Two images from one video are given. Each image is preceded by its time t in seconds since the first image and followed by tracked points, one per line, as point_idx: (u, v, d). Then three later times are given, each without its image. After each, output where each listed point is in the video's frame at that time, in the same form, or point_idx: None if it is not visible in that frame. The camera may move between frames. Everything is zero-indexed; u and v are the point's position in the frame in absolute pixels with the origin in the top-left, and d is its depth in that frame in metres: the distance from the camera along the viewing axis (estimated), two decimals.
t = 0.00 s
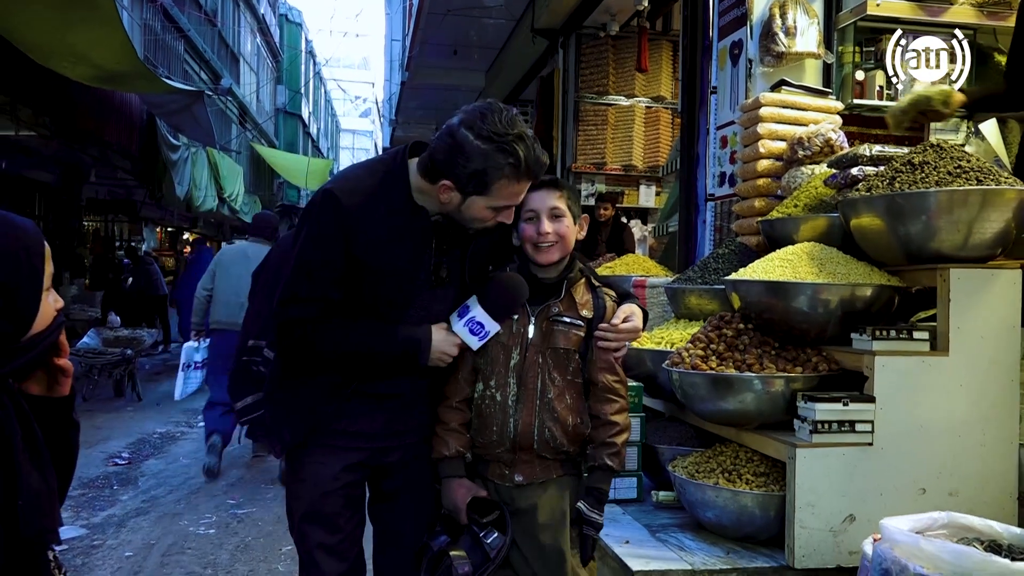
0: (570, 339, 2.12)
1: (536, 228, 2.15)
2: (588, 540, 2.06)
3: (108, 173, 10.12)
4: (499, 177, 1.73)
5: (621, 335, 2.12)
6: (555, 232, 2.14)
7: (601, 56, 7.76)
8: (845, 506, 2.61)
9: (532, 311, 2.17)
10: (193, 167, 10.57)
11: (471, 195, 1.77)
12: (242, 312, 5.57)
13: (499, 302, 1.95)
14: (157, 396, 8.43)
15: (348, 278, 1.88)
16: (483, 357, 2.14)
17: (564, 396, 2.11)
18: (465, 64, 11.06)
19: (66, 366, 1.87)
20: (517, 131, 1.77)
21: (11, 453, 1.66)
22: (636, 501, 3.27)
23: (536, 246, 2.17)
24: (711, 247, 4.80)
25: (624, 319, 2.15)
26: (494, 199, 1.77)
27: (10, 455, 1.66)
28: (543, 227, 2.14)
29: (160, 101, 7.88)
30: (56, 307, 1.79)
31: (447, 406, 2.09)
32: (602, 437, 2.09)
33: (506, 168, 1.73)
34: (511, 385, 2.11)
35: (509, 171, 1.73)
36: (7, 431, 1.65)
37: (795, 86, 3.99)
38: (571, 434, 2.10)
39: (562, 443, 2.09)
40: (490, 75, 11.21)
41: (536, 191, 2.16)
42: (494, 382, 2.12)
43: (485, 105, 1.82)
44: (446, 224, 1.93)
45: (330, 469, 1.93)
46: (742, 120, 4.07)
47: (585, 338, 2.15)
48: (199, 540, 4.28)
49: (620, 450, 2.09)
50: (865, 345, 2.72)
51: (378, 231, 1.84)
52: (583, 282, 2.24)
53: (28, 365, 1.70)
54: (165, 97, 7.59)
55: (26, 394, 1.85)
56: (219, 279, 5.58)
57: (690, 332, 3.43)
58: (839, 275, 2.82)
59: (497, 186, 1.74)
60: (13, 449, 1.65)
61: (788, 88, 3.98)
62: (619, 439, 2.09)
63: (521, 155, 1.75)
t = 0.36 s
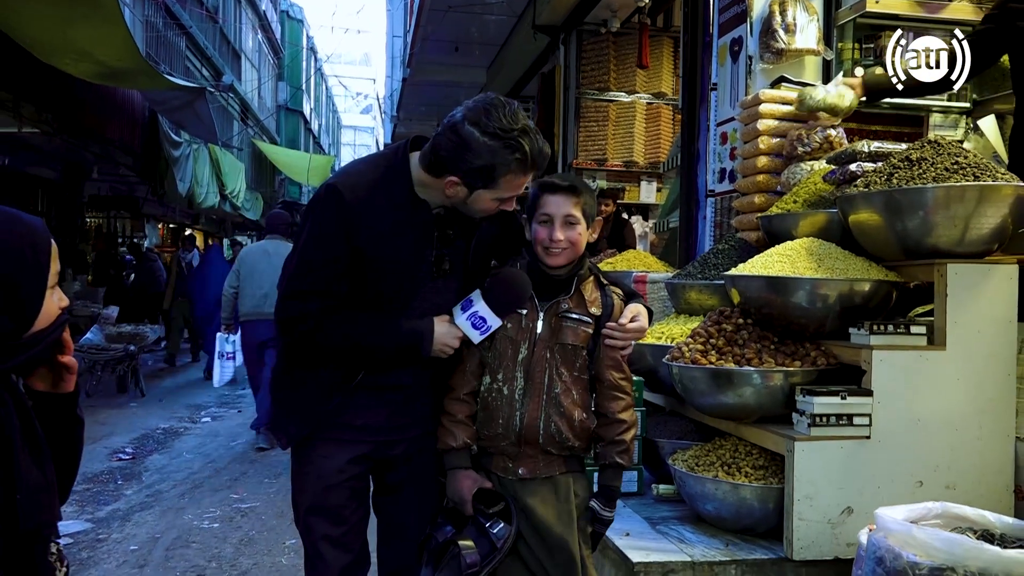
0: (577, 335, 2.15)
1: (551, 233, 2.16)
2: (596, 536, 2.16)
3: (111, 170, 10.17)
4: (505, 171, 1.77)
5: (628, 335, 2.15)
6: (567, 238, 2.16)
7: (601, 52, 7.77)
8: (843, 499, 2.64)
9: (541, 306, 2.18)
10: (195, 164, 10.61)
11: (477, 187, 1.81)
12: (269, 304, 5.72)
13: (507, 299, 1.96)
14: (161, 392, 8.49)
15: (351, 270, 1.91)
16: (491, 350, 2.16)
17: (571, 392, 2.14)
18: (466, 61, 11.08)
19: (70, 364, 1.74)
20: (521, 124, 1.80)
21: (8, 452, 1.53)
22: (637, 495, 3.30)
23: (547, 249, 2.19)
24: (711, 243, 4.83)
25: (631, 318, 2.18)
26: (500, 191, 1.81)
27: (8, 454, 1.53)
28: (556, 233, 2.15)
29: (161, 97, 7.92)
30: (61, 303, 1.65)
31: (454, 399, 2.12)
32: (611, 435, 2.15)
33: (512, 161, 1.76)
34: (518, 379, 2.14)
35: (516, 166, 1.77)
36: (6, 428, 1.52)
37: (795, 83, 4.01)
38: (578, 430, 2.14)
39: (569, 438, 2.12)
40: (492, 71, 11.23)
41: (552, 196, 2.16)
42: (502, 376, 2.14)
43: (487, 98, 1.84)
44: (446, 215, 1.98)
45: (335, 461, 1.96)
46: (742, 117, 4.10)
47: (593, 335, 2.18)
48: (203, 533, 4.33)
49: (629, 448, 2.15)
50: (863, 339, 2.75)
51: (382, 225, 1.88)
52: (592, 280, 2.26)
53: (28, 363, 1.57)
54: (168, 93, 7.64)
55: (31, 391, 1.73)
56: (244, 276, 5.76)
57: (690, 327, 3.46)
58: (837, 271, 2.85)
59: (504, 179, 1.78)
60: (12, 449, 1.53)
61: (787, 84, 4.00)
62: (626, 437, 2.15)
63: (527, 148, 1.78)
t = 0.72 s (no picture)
0: (574, 331, 2.17)
1: (553, 231, 2.18)
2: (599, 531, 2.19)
3: (111, 166, 10.17)
4: (504, 167, 1.78)
5: (626, 334, 2.17)
6: (568, 238, 2.18)
7: (601, 48, 7.76)
8: (842, 493, 2.65)
9: (538, 302, 2.20)
10: (195, 160, 10.62)
11: (475, 182, 1.82)
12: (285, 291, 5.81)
13: (508, 296, 1.98)
14: (162, 388, 8.50)
15: (353, 265, 1.93)
16: (489, 345, 2.19)
17: (568, 386, 2.15)
18: (466, 57, 11.07)
19: (69, 362, 1.75)
20: (520, 119, 1.81)
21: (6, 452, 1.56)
22: (638, 489, 3.31)
23: (547, 246, 2.21)
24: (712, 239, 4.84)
25: (629, 314, 2.19)
26: (499, 186, 1.82)
27: (6, 451, 1.55)
28: (558, 232, 2.17)
29: (161, 94, 7.92)
30: (58, 300, 1.64)
31: (452, 392, 2.13)
32: (611, 431, 2.17)
33: (510, 156, 1.77)
34: (515, 373, 2.16)
35: (515, 163, 1.78)
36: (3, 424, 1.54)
37: (795, 79, 4.05)
38: (575, 425, 2.13)
39: (565, 432, 2.12)
40: (491, 66, 11.21)
41: (558, 194, 2.18)
42: (499, 369, 2.17)
43: (487, 93, 1.85)
44: (446, 210, 2.00)
45: (339, 456, 1.97)
46: (742, 113, 4.12)
47: (591, 330, 2.19)
48: (205, 529, 4.35)
49: (628, 443, 2.16)
50: (862, 334, 2.76)
51: (383, 220, 1.89)
52: (590, 276, 2.27)
53: (25, 362, 1.58)
54: (168, 90, 7.64)
55: (30, 387, 1.75)
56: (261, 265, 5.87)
57: (690, 322, 3.48)
58: (836, 266, 2.86)
59: (503, 174, 1.79)
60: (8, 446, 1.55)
61: (787, 80, 4.05)
62: (625, 433, 2.17)
63: (525, 143, 1.79)
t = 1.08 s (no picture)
0: (576, 327, 2.15)
1: (551, 226, 2.14)
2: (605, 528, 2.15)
3: (110, 165, 10.14)
4: (500, 165, 1.77)
5: (624, 330, 2.14)
6: (567, 231, 2.15)
7: (601, 45, 7.74)
8: (848, 490, 2.64)
9: (538, 298, 2.19)
10: (195, 159, 10.60)
11: (471, 179, 1.80)
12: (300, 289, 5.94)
13: (504, 291, 1.99)
14: (163, 387, 8.49)
15: (352, 263, 1.91)
16: (490, 343, 2.17)
17: (570, 383, 2.14)
18: (465, 54, 11.03)
19: (69, 363, 1.73)
20: (518, 117, 1.79)
21: (5, 454, 1.54)
22: (641, 486, 3.30)
23: (547, 243, 2.17)
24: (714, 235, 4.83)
25: (628, 311, 2.17)
26: (495, 184, 1.81)
27: (5, 451, 1.54)
28: (557, 226, 2.13)
29: (160, 93, 7.90)
30: (55, 301, 1.62)
31: (453, 392, 2.12)
32: (610, 426, 2.15)
33: (506, 154, 1.76)
34: (517, 371, 2.14)
35: (511, 160, 1.77)
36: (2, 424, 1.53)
37: (797, 73, 4.02)
38: (579, 422, 2.12)
39: (570, 429, 2.11)
40: (491, 63, 11.17)
41: (550, 189, 2.15)
42: (501, 368, 2.15)
43: (485, 91, 1.83)
44: (444, 208, 1.99)
45: (339, 455, 1.96)
46: (743, 108, 4.10)
47: (592, 326, 2.18)
48: (207, 527, 4.34)
49: (627, 439, 2.14)
50: (866, 330, 2.75)
51: (380, 217, 1.87)
52: (590, 272, 2.26)
53: (23, 363, 1.56)
54: (167, 88, 7.63)
55: (30, 387, 1.74)
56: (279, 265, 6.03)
57: (693, 318, 3.46)
58: (841, 262, 2.85)
59: (499, 172, 1.78)
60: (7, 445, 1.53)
61: (788, 75, 4.02)
62: (624, 428, 2.15)
63: (522, 141, 1.77)
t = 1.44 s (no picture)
0: (576, 330, 2.12)
1: (548, 227, 2.11)
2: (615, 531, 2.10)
3: (109, 166, 10.11)
4: (499, 168, 1.74)
5: (627, 332, 2.12)
6: (566, 231, 2.11)
7: (601, 45, 7.70)
8: (854, 494, 2.61)
9: (539, 300, 2.15)
10: (194, 160, 10.56)
11: (470, 182, 1.78)
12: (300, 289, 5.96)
13: (504, 298, 1.94)
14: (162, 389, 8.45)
15: (350, 265, 1.89)
16: (491, 345, 2.14)
17: (573, 385, 2.10)
18: (465, 54, 10.99)
19: (69, 371, 1.71)
20: (518, 120, 1.76)
21: (4, 461, 1.51)
22: (645, 490, 3.27)
23: (547, 244, 2.14)
24: (716, 236, 4.80)
25: (630, 313, 2.14)
26: (494, 186, 1.78)
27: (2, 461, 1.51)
28: (555, 226, 2.10)
29: (160, 94, 7.88)
30: (53, 306, 1.60)
31: (453, 395, 2.09)
32: (620, 430, 2.15)
33: (506, 157, 1.73)
34: (519, 373, 2.10)
35: (511, 163, 1.74)
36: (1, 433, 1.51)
37: (800, 73, 3.99)
38: (583, 424, 2.09)
39: (574, 431, 2.08)
40: (492, 63, 11.14)
41: (546, 190, 2.12)
42: (502, 370, 2.11)
43: (485, 92, 1.80)
44: (443, 210, 1.96)
45: (337, 459, 1.93)
46: (746, 108, 4.08)
47: (594, 329, 2.15)
48: (206, 531, 4.31)
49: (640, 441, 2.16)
50: (873, 332, 2.72)
51: (378, 219, 1.85)
52: (591, 274, 2.23)
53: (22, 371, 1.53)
54: (167, 89, 7.60)
55: (28, 395, 1.71)
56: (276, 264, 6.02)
57: (696, 320, 3.44)
58: (846, 263, 2.82)
59: (498, 176, 1.75)
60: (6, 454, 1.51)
61: (792, 75, 3.99)
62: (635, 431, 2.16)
63: (522, 144, 1.74)
